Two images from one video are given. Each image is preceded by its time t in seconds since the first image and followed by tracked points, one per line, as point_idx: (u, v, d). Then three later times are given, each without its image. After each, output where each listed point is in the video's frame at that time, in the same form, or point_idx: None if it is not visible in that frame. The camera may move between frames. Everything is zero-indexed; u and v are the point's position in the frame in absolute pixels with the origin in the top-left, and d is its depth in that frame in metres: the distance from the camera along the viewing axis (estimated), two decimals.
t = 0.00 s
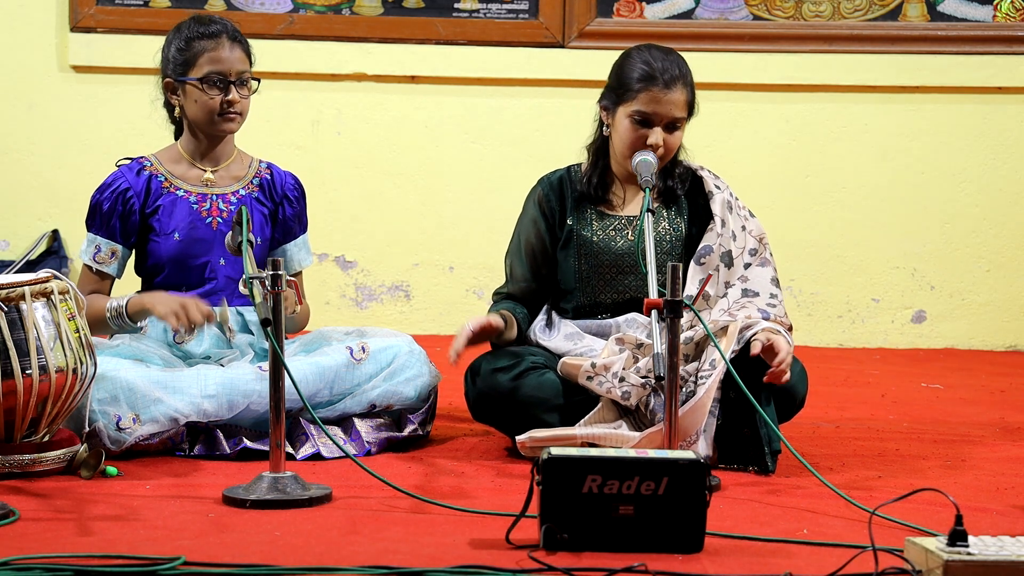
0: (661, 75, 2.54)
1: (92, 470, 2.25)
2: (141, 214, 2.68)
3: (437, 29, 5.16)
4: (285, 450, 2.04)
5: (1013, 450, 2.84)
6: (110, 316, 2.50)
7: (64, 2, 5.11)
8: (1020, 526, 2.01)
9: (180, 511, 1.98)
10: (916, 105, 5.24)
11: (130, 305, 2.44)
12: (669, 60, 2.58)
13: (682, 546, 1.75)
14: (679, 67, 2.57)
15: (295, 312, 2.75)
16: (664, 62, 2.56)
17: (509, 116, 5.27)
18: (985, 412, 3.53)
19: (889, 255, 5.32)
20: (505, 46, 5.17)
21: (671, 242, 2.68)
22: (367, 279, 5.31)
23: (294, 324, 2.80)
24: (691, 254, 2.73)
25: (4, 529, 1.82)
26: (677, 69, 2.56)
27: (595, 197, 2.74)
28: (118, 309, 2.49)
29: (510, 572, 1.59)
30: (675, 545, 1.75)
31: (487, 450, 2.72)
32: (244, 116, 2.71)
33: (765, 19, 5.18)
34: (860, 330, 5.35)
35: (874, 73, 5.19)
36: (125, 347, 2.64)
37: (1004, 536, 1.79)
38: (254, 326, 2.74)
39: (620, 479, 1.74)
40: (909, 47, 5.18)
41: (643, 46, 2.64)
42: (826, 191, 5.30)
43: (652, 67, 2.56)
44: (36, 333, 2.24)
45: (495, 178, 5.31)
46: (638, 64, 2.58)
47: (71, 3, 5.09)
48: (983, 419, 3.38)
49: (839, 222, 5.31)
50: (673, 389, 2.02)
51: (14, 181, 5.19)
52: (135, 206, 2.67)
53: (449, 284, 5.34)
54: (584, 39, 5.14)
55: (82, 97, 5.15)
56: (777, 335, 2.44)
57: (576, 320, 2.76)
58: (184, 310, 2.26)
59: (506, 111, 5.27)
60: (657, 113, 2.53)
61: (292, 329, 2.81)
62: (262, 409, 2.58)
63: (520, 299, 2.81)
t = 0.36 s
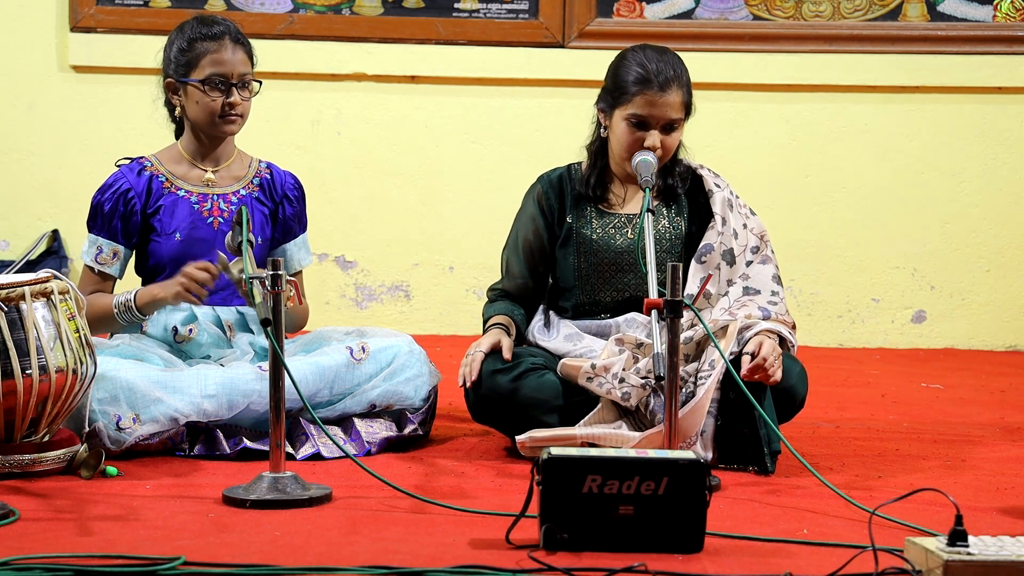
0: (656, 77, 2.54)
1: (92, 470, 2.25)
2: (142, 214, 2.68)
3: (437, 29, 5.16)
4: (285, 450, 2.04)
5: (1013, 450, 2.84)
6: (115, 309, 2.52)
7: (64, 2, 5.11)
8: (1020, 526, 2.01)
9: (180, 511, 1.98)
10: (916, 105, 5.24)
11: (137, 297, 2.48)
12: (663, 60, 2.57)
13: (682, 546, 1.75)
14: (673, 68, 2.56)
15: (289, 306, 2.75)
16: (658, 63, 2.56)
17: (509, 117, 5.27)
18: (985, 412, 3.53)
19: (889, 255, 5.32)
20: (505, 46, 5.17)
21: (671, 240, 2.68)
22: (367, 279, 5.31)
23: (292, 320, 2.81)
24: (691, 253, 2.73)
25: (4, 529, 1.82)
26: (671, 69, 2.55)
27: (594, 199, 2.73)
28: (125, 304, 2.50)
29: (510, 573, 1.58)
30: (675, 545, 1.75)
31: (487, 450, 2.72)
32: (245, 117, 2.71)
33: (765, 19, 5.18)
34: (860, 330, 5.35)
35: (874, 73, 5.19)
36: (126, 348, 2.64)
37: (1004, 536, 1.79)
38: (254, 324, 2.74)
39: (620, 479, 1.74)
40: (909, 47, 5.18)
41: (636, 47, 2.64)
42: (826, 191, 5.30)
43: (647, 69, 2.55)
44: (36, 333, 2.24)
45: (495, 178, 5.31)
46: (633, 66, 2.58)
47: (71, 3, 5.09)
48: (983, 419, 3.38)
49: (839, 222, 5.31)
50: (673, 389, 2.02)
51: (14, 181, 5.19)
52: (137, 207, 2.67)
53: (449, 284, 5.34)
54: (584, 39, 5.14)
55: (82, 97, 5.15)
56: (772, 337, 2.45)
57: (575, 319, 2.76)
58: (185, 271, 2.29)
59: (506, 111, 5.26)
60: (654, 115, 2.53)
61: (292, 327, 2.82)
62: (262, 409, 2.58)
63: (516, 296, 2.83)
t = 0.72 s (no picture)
0: (660, 77, 2.54)
1: (92, 470, 2.25)
2: (142, 215, 2.68)
3: (437, 29, 5.15)
4: (285, 450, 2.04)
5: (1013, 450, 2.84)
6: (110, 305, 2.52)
7: (64, 2, 5.11)
8: (1020, 527, 2.01)
9: (180, 511, 1.98)
10: (916, 105, 5.24)
11: (131, 287, 2.48)
12: (666, 60, 2.57)
13: (682, 546, 1.75)
14: (677, 68, 2.56)
15: (292, 304, 2.74)
16: (661, 63, 2.56)
17: (510, 117, 5.27)
18: (985, 412, 3.52)
19: (889, 255, 5.32)
20: (505, 46, 5.17)
21: (671, 240, 2.68)
22: (367, 279, 5.31)
23: (294, 318, 2.79)
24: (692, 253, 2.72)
25: (4, 529, 1.82)
26: (674, 70, 2.55)
27: (595, 199, 2.73)
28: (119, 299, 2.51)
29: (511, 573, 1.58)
30: (675, 545, 1.75)
31: (487, 450, 2.72)
32: (247, 117, 2.71)
33: (765, 19, 5.18)
34: (860, 330, 5.35)
35: (874, 73, 5.19)
36: (126, 347, 2.64)
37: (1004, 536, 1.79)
38: (254, 324, 2.75)
39: (620, 479, 1.74)
40: (909, 47, 5.18)
41: (638, 47, 2.64)
42: (826, 191, 5.30)
43: (650, 69, 2.55)
44: (36, 333, 2.24)
45: (494, 178, 5.31)
46: (636, 66, 2.57)
47: (71, 3, 5.09)
48: (983, 419, 3.38)
49: (839, 222, 5.31)
50: (673, 389, 2.02)
51: (14, 181, 5.19)
52: (137, 207, 2.67)
53: (449, 284, 5.34)
54: (584, 39, 5.14)
55: (82, 97, 5.15)
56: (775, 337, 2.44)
57: (576, 320, 2.76)
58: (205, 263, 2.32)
59: (506, 111, 5.26)
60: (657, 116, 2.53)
61: (296, 325, 2.81)
62: (262, 409, 2.58)
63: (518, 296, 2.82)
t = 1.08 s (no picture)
0: (652, 77, 2.54)
1: (92, 470, 2.25)
2: (142, 215, 2.68)
3: (437, 29, 5.15)
4: (285, 450, 2.04)
5: (1013, 450, 2.84)
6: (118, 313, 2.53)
7: (64, 2, 5.11)
8: (1020, 526, 2.01)
9: (180, 511, 1.98)
10: (916, 105, 5.24)
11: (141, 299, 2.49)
12: (659, 61, 2.58)
13: (682, 546, 1.75)
14: (669, 68, 2.56)
15: (290, 307, 2.76)
16: (654, 63, 2.56)
17: (510, 117, 5.27)
18: (985, 412, 3.52)
19: (889, 255, 5.32)
20: (505, 46, 5.17)
21: (671, 241, 2.68)
22: (367, 279, 5.31)
23: (292, 320, 2.81)
24: (692, 253, 2.72)
25: (4, 529, 1.82)
26: (666, 69, 2.55)
27: (594, 199, 2.73)
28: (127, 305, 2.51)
29: (511, 573, 1.58)
30: (675, 545, 1.75)
31: (487, 450, 2.72)
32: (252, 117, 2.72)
33: (765, 19, 5.18)
34: (860, 330, 5.35)
35: (874, 73, 5.19)
36: (125, 347, 2.64)
37: (1004, 536, 1.79)
38: (254, 324, 2.75)
39: (620, 479, 1.74)
40: (909, 47, 5.18)
41: (634, 47, 2.64)
42: (826, 191, 5.30)
43: (643, 69, 2.56)
44: (36, 333, 2.24)
45: (494, 179, 5.31)
46: (630, 66, 2.58)
47: (71, 3, 5.09)
48: (983, 419, 3.38)
49: (839, 222, 5.31)
50: (673, 389, 2.02)
51: (14, 181, 5.19)
52: (137, 208, 2.67)
53: (449, 284, 5.34)
54: (584, 39, 5.14)
55: (82, 97, 5.15)
56: (771, 337, 2.45)
57: (576, 320, 2.76)
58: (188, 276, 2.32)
59: (506, 111, 5.27)
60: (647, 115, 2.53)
61: (292, 325, 2.82)
62: (262, 408, 2.58)
63: (517, 296, 2.84)
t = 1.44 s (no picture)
0: (656, 77, 2.54)
1: (92, 470, 2.25)
2: (142, 213, 2.68)
3: (437, 29, 5.15)
4: (285, 450, 2.04)
5: (1013, 450, 2.84)
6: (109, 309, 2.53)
7: (64, 2, 5.11)
8: (1020, 527, 2.01)
9: (180, 511, 1.98)
10: (916, 105, 5.24)
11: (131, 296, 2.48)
12: (662, 60, 2.57)
13: (682, 546, 1.75)
14: (672, 68, 2.56)
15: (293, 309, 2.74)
16: (657, 63, 2.56)
17: (510, 117, 5.27)
18: (985, 412, 3.52)
19: (889, 255, 5.32)
20: (505, 46, 5.17)
21: (671, 242, 2.68)
22: (367, 279, 5.31)
23: (293, 322, 2.81)
24: (693, 254, 2.73)
25: (4, 529, 1.82)
26: (670, 69, 2.56)
27: (595, 200, 2.73)
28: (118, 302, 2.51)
29: (511, 573, 1.58)
30: (675, 545, 1.75)
31: (487, 450, 2.72)
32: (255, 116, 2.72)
33: (765, 19, 5.18)
34: (860, 331, 5.35)
35: (874, 73, 5.19)
36: (125, 347, 2.64)
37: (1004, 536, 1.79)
38: (254, 325, 2.74)
39: (620, 479, 1.74)
40: (909, 47, 5.18)
41: (636, 46, 2.64)
42: (826, 191, 5.30)
43: (646, 69, 2.55)
44: (36, 333, 2.24)
45: (494, 179, 5.31)
46: (633, 66, 2.58)
47: (71, 3, 5.09)
48: (983, 419, 3.38)
49: (839, 222, 5.31)
50: (673, 389, 2.01)
51: (14, 181, 5.19)
52: (137, 205, 2.67)
53: (449, 284, 5.34)
54: (584, 39, 5.14)
55: (82, 97, 5.15)
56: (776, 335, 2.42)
57: (577, 320, 2.76)
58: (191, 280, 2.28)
59: (506, 111, 5.27)
60: (652, 116, 2.53)
61: (292, 327, 2.82)
62: (262, 409, 2.58)
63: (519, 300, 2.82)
